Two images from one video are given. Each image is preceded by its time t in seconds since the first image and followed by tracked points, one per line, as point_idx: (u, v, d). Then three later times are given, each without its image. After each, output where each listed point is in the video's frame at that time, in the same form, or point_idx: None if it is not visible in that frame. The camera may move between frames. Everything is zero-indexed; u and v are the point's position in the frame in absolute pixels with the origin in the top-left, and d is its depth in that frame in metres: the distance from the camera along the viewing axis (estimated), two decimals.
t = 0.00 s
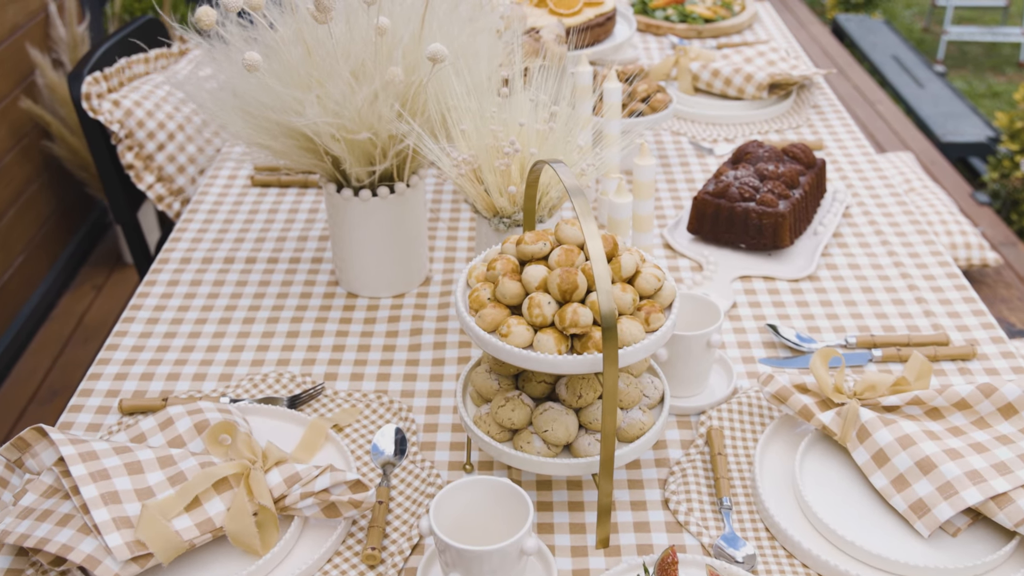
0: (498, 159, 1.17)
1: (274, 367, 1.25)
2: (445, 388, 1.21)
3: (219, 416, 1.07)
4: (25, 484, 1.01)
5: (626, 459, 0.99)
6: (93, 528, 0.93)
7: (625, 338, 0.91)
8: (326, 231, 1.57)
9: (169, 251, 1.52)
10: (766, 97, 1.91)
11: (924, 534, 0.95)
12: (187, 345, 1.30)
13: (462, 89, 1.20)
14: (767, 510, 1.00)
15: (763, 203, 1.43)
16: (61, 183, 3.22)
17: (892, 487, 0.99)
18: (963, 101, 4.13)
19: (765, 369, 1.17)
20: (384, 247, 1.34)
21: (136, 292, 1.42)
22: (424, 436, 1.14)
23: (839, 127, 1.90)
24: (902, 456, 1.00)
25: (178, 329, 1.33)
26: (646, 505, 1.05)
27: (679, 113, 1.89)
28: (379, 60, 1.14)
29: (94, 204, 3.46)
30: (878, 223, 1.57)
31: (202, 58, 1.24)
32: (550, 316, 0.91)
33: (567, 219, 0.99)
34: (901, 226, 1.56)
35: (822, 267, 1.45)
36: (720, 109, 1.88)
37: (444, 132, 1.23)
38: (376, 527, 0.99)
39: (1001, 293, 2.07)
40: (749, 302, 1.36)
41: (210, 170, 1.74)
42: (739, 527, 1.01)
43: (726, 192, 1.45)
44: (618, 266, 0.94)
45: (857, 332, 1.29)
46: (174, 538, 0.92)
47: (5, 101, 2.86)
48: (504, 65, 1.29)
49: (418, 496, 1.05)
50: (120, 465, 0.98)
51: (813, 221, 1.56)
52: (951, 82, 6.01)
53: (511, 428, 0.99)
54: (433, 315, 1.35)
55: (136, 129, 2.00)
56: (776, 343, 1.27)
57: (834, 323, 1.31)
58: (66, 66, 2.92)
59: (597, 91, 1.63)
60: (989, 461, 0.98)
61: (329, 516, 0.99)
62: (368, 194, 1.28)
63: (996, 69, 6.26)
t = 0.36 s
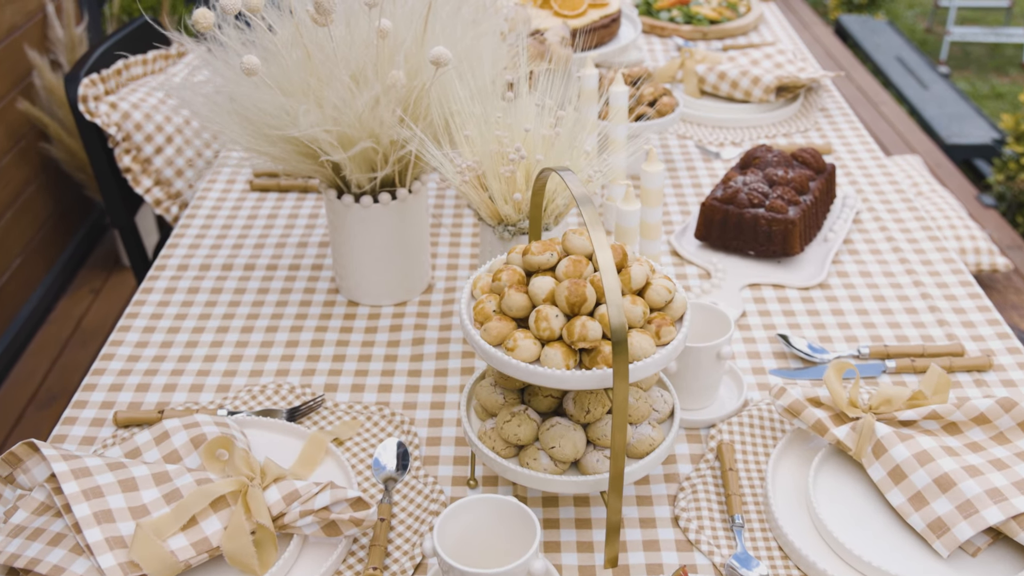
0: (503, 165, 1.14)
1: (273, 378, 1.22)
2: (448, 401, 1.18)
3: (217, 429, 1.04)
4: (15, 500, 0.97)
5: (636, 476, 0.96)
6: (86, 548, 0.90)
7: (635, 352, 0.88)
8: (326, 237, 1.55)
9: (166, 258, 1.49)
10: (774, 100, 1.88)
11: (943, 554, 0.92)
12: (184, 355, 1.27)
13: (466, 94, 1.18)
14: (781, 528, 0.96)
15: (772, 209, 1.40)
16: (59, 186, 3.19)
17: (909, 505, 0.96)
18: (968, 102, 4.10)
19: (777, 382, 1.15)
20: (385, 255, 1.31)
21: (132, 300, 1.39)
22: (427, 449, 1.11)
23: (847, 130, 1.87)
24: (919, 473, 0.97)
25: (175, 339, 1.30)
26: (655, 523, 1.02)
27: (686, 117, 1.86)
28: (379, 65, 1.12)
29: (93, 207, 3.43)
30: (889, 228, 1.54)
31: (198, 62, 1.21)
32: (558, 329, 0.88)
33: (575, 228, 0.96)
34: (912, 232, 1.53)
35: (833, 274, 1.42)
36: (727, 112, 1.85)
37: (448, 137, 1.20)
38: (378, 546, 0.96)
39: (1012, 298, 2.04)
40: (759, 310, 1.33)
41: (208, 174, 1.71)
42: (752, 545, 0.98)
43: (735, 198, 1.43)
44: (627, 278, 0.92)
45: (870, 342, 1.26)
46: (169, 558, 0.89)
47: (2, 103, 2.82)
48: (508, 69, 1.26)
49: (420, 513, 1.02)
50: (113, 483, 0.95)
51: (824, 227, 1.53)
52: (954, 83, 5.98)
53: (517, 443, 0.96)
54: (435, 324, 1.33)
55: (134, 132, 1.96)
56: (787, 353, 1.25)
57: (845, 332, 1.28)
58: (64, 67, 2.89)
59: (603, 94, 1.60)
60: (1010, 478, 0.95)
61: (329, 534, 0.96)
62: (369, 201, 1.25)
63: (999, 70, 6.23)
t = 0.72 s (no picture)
0: (505, 178, 1.12)
1: (271, 394, 1.20)
2: (449, 418, 1.16)
3: (213, 449, 1.02)
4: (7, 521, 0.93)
5: (641, 498, 0.94)
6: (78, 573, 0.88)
7: (641, 373, 0.86)
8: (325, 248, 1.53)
9: (163, 270, 1.47)
10: (778, 108, 1.86)
11: None
12: (180, 370, 1.25)
13: (466, 105, 1.16)
14: (789, 550, 0.94)
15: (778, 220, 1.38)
16: (57, 191, 3.17)
17: (920, 528, 0.94)
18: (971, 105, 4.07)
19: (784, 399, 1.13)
20: (384, 267, 1.29)
21: (128, 312, 1.37)
22: (427, 468, 1.09)
23: (852, 138, 1.85)
24: (930, 495, 0.95)
25: (171, 354, 1.28)
26: (660, 544, 1.00)
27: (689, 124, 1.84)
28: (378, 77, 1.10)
29: (91, 211, 3.41)
30: (895, 239, 1.52)
31: (194, 72, 1.19)
32: (561, 350, 0.86)
33: (579, 244, 0.94)
34: (919, 243, 1.51)
35: (839, 286, 1.40)
36: (731, 120, 1.83)
37: (448, 149, 1.18)
38: (377, 569, 0.94)
39: (1019, 307, 2.01)
40: (764, 324, 1.31)
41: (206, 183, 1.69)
42: (759, 568, 0.95)
43: (740, 209, 1.41)
44: (632, 297, 0.90)
45: (877, 356, 1.24)
46: None
47: None
48: (510, 78, 1.24)
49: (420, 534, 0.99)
50: (107, 505, 0.93)
51: (829, 238, 1.51)
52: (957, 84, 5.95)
53: (519, 465, 0.94)
54: (435, 338, 1.31)
55: (131, 139, 1.95)
56: (793, 369, 1.22)
57: (852, 347, 1.26)
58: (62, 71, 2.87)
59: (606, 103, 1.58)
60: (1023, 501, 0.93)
61: (326, 557, 0.93)
62: (369, 213, 1.23)
63: (1003, 72, 6.20)
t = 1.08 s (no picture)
0: (505, 190, 1.10)
1: (268, 408, 1.19)
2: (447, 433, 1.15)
3: (208, 465, 1.01)
4: None
5: (642, 517, 0.92)
6: None
7: (643, 392, 0.84)
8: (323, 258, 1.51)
9: (159, 280, 1.46)
10: (780, 114, 1.85)
11: None
12: (176, 383, 1.24)
13: (466, 116, 1.14)
14: (793, 569, 0.92)
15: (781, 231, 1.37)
16: (54, 195, 3.15)
17: (925, 548, 0.92)
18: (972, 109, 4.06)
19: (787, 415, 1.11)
20: (382, 279, 1.28)
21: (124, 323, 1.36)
22: (425, 485, 1.08)
23: (855, 145, 1.83)
24: (936, 514, 0.93)
25: (167, 366, 1.27)
26: (662, 563, 0.98)
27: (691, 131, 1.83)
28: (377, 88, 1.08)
29: (88, 216, 3.39)
30: (899, 249, 1.50)
31: (189, 80, 1.17)
32: (561, 368, 0.85)
33: (579, 260, 0.92)
34: (923, 253, 1.49)
35: (841, 297, 1.38)
36: (732, 127, 1.82)
37: (447, 160, 1.17)
38: None
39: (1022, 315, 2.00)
40: (767, 336, 1.30)
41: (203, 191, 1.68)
42: None
43: (742, 219, 1.39)
44: (633, 315, 0.88)
45: (881, 369, 1.23)
46: None
47: None
48: (510, 88, 1.23)
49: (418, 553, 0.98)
50: (100, 524, 0.91)
51: (832, 248, 1.49)
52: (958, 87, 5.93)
53: (519, 483, 0.92)
54: (434, 350, 1.29)
55: (128, 145, 1.93)
56: (796, 382, 1.21)
57: (856, 360, 1.25)
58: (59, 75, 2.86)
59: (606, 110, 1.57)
60: None
61: None
62: (367, 225, 1.21)
63: (1004, 75, 6.18)
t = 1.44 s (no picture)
0: (507, 200, 1.08)
1: (266, 420, 1.17)
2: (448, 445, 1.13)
3: (205, 480, 0.99)
4: None
5: (647, 535, 0.90)
6: None
7: (648, 408, 0.83)
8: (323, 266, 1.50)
9: (157, 288, 1.44)
10: (784, 119, 1.83)
11: None
12: (173, 393, 1.22)
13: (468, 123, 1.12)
14: None
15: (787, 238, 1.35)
16: (52, 198, 3.14)
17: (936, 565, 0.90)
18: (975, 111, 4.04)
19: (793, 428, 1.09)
20: (382, 287, 1.26)
21: (120, 332, 1.34)
22: (426, 499, 1.06)
23: (860, 149, 1.81)
24: (947, 531, 0.91)
25: (163, 376, 1.25)
26: None
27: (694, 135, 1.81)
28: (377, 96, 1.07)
29: (87, 219, 3.37)
30: (905, 256, 1.48)
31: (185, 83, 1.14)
32: (565, 383, 0.83)
33: (583, 271, 0.91)
34: (930, 260, 1.47)
35: (848, 306, 1.36)
36: (736, 132, 1.81)
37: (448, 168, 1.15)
38: None
39: None
40: (772, 345, 1.28)
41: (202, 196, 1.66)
42: None
43: (747, 226, 1.37)
44: (638, 329, 0.86)
45: (889, 380, 1.21)
46: None
47: None
48: (512, 93, 1.21)
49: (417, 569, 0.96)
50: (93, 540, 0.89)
51: (838, 255, 1.48)
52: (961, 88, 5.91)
53: (521, 500, 0.90)
54: (435, 360, 1.27)
55: (126, 150, 1.91)
56: (803, 393, 1.19)
57: (863, 370, 1.23)
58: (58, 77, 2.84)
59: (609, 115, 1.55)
60: None
61: None
62: (366, 233, 1.19)
63: (1006, 76, 6.16)
